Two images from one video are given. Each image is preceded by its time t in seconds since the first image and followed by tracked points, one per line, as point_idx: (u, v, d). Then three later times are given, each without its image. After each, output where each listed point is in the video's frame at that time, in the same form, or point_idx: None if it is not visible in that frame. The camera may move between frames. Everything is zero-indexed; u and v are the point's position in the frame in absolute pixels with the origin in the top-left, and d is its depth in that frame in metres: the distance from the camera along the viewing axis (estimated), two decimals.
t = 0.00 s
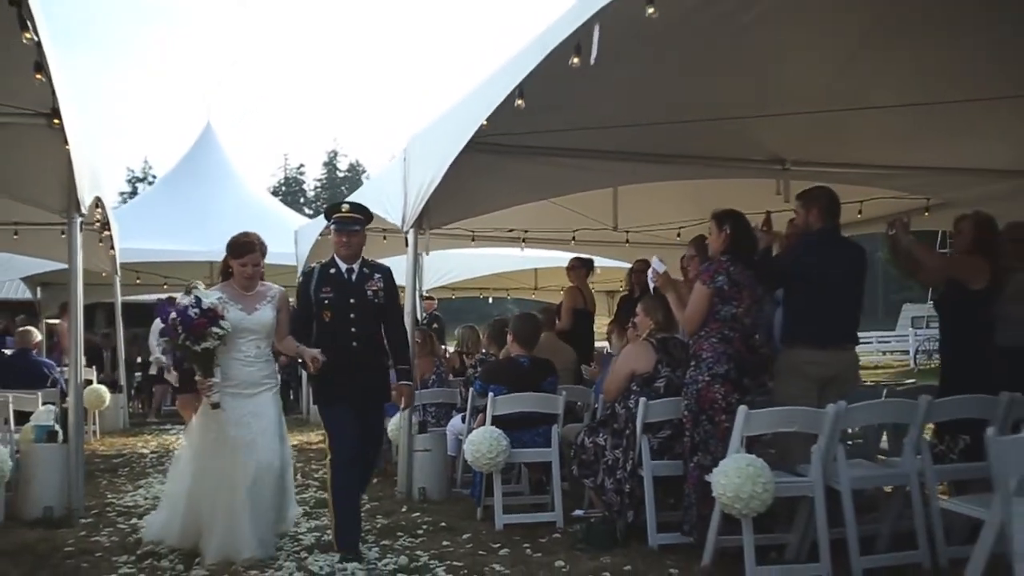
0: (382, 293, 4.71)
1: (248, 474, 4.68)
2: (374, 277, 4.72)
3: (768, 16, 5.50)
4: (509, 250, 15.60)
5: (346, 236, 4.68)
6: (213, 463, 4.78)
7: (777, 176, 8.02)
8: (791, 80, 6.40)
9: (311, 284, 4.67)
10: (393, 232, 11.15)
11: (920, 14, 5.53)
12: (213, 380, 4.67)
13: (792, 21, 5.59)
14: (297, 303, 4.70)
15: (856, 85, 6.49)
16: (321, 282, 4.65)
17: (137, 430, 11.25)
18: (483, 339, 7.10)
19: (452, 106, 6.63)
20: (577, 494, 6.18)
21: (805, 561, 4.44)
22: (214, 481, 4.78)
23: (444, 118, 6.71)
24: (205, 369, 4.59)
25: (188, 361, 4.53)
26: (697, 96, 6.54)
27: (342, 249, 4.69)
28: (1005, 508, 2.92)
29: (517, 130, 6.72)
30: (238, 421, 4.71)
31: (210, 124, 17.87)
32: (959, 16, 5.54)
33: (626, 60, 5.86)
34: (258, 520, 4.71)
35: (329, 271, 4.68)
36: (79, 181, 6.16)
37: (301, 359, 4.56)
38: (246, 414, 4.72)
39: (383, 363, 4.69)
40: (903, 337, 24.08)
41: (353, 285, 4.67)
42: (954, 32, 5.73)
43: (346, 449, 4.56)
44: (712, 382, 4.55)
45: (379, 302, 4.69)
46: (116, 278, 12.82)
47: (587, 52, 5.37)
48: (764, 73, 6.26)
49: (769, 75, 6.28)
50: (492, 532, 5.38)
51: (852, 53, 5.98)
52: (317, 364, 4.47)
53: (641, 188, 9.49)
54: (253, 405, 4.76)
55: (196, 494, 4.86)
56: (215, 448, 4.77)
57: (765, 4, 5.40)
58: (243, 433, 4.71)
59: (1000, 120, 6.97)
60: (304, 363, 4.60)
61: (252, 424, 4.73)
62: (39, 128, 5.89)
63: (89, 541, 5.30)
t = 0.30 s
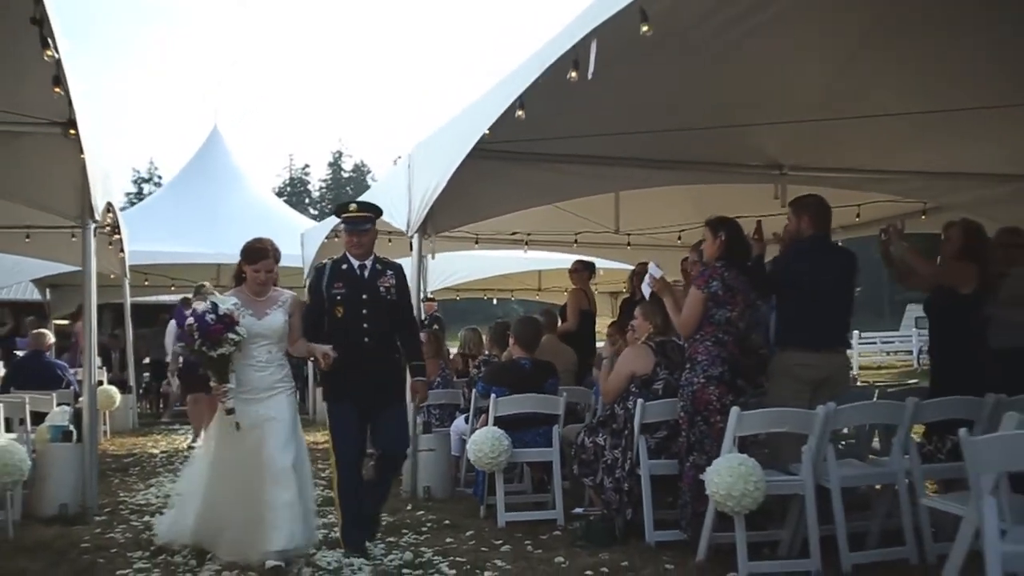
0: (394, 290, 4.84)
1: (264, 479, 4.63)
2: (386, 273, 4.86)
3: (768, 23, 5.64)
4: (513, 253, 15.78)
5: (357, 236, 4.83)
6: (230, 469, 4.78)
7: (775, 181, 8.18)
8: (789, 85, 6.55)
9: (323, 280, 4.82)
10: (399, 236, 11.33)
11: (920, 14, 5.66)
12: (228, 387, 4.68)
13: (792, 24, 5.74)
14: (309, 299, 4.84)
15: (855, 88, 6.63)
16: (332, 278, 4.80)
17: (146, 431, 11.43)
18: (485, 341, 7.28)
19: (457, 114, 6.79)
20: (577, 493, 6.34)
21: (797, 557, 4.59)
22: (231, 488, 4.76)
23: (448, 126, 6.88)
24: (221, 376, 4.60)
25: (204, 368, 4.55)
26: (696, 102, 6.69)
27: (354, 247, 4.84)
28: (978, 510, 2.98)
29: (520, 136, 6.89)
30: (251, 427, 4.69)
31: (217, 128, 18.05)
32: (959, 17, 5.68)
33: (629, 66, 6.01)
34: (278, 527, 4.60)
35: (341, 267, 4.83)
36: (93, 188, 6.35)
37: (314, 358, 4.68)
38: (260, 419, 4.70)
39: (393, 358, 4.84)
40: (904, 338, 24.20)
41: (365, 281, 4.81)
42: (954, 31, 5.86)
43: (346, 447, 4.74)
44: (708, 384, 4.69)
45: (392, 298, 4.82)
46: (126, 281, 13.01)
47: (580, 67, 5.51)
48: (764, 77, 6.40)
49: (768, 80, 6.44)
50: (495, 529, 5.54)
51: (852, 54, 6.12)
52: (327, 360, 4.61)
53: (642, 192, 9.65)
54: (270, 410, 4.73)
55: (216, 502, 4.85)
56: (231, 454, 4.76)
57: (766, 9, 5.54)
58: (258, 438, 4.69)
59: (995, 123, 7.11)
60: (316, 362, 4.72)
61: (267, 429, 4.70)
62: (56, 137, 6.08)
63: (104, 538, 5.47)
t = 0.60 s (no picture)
0: (410, 291, 4.88)
1: (276, 492, 4.44)
2: (403, 274, 4.89)
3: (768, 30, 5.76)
4: (520, 252, 15.94)
5: (371, 240, 4.83)
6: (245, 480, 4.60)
7: (776, 183, 8.31)
8: (789, 89, 6.67)
9: (339, 280, 4.85)
10: (407, 236, 11.50)
11: (916, 19, 5.77)
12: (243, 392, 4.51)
13: (791, 29, 5.86)
14: (325, 299, 4.87)
15: (855, 91, 6.74)
16: (349, 278, 4.84)
17: (159, 429, 11.63)
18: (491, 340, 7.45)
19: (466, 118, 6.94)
20: (580, 489, 6.49)
21: (792, 550, 4.74)
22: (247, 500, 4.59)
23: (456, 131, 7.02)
24: (237, 380, 4.42)
25: (219, 370, 4.38)
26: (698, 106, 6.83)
27: (370, 248, 4.86)
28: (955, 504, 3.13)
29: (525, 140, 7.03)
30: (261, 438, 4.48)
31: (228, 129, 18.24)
32: (954, 24, 5.80)
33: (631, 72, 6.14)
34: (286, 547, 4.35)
35: (357, 267, 4.86)
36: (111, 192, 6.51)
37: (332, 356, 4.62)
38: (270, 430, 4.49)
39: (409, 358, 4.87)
40: (911, 337, 24.28)
41: (381, 282, 4.85)
42: (949, 37, 5.98)
43: (360, 448, 4.79)
44: (705, 382, 4.84)
45: (407, 299, 4.86)
46: (139, 281, 13.21)
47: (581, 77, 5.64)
48: (764, 81, 6.52)
49: (768, 84, 6.56)
50: (500, 523, 5.70)
51: (851, 54, 6.20)
52: (345, 354, 4.54)
53: (646, 194, 9.80)
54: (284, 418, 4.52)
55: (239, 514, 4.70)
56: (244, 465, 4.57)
57: (765, 14, 5.65)
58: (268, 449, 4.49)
59: (995, 125, 7.21)
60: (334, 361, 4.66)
61: (278, 440, 4.48)
62: (74, 143, 6.25)
63: (121, 531, 5.65)
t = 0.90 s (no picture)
0: (432, 298, 4.88)
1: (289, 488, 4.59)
2: (425, 281, 4.89)
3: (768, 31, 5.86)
4: (530, 254, 16.09)
5: (394, 247, 4.84)
6: (263, 473, 4.73)
7: (780, 186, 8.44)
8: (789, 95, 6.80)
9: (362, 284, 4.87)
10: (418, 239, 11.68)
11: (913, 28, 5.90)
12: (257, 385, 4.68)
13: (789, 38, 5.99)
14: (348, 304, 4.90)
15: (855, 92, 6.85)
16: (372, 283, 4.86)
17: (175, 428, 11.86)
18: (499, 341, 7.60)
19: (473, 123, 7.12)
20: (585, 486, 6.64)
21: (790, 545, 4.88)
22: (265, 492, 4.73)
23: (464, 137, 7.19)
24: (250, 374, 4.57)
25: (232, 365, 4.53)
26: (700, 112, 6.96)
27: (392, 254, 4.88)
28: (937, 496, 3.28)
29: (531, 146, 7.18)
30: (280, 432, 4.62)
31: (241, 133, 18.45)
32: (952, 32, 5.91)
33: (634, 80, 6.28)
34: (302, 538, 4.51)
35: (380, 272, 4.88)
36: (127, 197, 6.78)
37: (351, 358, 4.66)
38: (289, 425, 4.62)
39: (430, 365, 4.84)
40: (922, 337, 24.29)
41: (403, 287, 4.85)
42: (948, 45, 6.09)
43: (378, 449, 4.86)
44: (704, 382, 4.99)
45: (429, 305, 4.85)
46: (154, 283, 13.44)
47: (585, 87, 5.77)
48: (767, 87, 6.66)
49: (769, 90, 6.69)
50: (507, 519, 5.85)
51: (852, 55, 6.31)
52: (364, 359, 4.58)
53: (653, 197, 9.94)
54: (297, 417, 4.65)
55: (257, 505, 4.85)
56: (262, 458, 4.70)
57: (764, 24, 5.78)
58: (286, 444, 4.62)
59: (996, 128, 7.30)
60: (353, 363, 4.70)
61: (297, 436, 4.62)
62: (93, 149, 6.45)
63: (141, 526, 5.85)
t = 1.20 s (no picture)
0: (453, 295, 4.81)
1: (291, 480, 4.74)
2: (447, 277, 4.83)
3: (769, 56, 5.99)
4: (539, 255, 16.24)
5: (419, 242, 4.79)
6: (273, 460, 4.90)
7: (783, 189, 8.57)
8: (791, 103, 6.92)
9: (384, 279, 4.81)
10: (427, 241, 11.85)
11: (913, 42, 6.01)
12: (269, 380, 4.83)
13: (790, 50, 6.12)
14: (370, 298, 4.86)
15: (856, 103, 6.96)
16: (393, 279, 4.80)
17: (189, 427, 12.07)
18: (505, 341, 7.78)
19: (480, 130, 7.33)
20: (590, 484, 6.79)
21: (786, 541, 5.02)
22: (274, 478, 4.90)
23: (471, 143, 7.35)
24: (263, 370, 4.73)
25: (245, 360, 4.68)
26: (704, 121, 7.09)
27: (415, 248, 4.82)
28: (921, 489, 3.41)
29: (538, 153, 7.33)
30: (295, 422, 4.78)
31: (254, 136, 18.67)
32: (951, 47, 6.02)
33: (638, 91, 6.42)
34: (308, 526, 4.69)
35: (402, 268, 4.81)
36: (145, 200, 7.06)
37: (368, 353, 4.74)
38: (304, 416, 4.81)
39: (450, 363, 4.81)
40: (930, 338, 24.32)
41: (425, 283, 4.79)
42: (947, 59, 6.19)
43: (394, 448, 4.87)
44: (702, 382, 5.14)
45: (450, 302, 4.79)
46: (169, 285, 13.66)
47: (589, 97, 5.92)
48: (769, 97, 6.78)
49: (771, 99, 6.81)
50: (513, 516, 6.01)
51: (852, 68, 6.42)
52: (382, 354, 4.67)
53: (659, 200, 10.08)
54: (307, 410, 4.83)
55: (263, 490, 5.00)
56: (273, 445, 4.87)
57: (765, 39, 5.91)
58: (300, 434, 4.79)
59: (996, 136, 7.41)
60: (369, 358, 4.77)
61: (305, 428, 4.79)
62: (112, 156, 6.63)
63: (158, 521, 6.03)
